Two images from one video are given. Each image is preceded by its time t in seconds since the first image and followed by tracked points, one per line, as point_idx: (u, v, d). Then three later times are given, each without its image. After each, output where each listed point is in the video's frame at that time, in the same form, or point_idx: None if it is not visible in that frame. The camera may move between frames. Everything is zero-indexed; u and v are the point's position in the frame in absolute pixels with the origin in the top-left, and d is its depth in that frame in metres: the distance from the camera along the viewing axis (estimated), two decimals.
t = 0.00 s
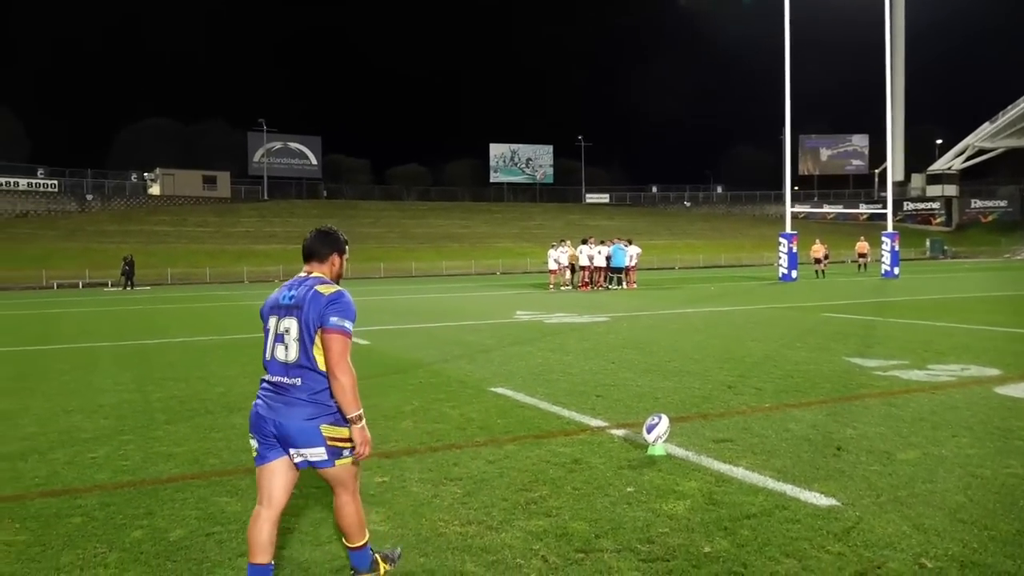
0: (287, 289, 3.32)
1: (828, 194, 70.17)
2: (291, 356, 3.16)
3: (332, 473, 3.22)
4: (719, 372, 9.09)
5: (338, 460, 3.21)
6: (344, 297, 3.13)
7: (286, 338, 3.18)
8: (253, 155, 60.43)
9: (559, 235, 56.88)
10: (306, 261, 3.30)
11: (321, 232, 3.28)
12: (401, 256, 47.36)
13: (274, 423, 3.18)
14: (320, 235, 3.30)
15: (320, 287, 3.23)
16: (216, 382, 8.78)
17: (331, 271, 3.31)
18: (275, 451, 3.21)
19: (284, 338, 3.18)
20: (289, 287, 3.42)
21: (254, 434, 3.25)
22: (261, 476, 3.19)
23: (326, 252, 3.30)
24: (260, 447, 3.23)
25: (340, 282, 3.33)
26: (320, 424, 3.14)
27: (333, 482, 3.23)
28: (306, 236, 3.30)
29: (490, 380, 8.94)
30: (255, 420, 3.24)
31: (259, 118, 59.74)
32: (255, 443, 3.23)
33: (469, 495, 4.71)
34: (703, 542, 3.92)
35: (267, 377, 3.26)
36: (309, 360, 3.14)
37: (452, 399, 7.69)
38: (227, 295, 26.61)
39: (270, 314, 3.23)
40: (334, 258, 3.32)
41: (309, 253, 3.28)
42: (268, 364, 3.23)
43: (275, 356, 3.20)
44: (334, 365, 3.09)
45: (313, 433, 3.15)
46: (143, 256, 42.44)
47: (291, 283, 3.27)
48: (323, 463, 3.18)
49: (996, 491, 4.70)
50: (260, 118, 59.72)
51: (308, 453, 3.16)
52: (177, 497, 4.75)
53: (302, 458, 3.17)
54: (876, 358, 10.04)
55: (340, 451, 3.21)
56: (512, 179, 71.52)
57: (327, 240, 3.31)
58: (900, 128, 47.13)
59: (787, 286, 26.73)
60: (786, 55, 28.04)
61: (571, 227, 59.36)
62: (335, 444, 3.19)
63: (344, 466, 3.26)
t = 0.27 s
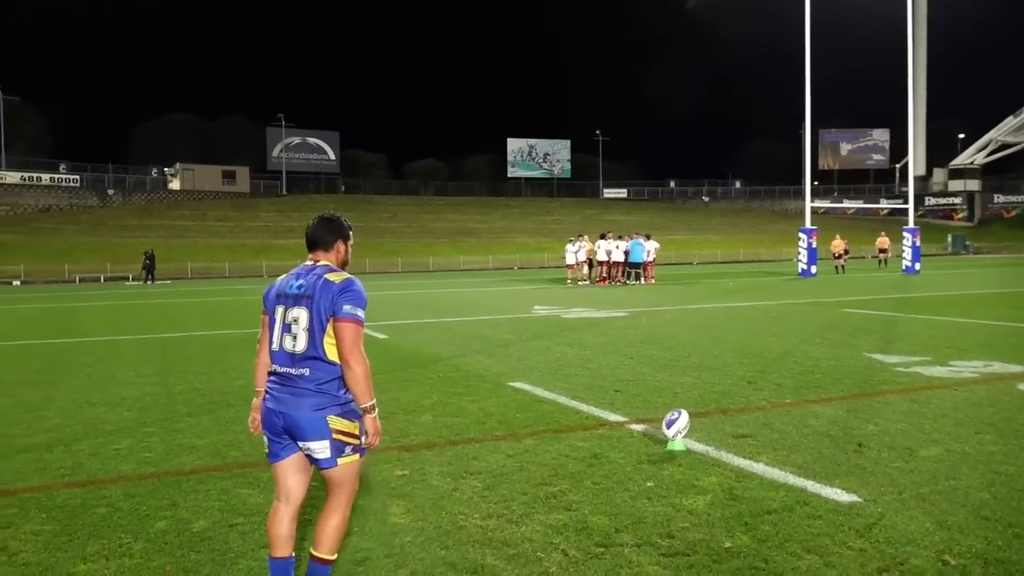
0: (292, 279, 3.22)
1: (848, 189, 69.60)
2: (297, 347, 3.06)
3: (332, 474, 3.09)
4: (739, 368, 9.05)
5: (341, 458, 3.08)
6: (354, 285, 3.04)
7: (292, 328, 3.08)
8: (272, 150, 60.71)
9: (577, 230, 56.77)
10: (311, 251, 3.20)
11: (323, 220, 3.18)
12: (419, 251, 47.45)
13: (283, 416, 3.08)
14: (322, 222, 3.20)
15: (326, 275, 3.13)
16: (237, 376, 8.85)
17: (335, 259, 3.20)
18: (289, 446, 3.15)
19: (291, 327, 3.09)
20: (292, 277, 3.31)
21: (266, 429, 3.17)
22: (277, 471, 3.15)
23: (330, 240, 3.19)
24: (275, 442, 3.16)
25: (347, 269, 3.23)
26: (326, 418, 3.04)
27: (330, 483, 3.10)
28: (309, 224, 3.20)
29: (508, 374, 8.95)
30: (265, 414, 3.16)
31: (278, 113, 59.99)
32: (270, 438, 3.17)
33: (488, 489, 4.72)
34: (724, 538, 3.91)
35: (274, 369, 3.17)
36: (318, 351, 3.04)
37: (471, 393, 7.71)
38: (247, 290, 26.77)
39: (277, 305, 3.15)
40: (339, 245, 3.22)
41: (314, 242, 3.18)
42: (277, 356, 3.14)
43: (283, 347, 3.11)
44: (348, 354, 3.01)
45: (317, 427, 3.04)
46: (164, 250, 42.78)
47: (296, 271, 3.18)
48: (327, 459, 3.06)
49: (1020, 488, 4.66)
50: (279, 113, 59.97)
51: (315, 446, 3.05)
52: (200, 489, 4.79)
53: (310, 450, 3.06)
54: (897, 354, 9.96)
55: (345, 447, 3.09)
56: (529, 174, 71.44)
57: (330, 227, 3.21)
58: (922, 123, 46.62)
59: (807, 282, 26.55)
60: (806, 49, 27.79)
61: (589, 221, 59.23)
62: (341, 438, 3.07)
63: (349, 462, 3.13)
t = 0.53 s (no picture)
0: (308, 273, 3.23)
1: (864, 184, 69.09)
2: (315, 341, 3.07)
3: (329, 476, 3.05)
4: (753, 364, 9.03)
5: (338, 462, 3.04)
6: (375, 280, 3.06)
7: (311, 322, 3.09)
8: (286, 146, 60.89)
9: (590, 225, 56.64)
10: (328, 245, 3.21)
11: (340, 214, 3.19)
12: (432, 246, 47.48)
13: (294, 413, 3.09)
14: (339, 216, 3.20)
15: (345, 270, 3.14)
16: (251, 370, 8.90)
17: (353, 252, 3.22)
18: (298, 442, 3.18)
19: (309, 322, 3.10)
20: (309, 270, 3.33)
21: (278, 425, 3.20)
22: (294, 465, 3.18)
23: (347, 234, 3.20)
24: (288, 437, 3.20)
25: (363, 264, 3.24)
26: (333, 419, 3.03)
27: (327, 484, 3.06)
28: (325, 218, 3.20)
29: (521, 369, 8.96)
30: (279, 409, 3.17)
31: (292, 109, 60.13)
32: (283, 433, 3.19)
33: (504, 483, 4.74)
34: (739, 534, 3.90)
35: (289, 364, 3.18)
36: (336, 349, 3.05)
37: (484, 388, 7.73)
38: (261, 285, 26.87)
39: (296, 299, 3.16)
40: (355, 240, 3.24)
41: (330, 237, 3.19)
42: (294, 352, 3.15)
43: (300, 341, 3.11)
44: (371, 350, 3.04)
45: (322, 426, 3.03)
46: (179, 246, 43.00)
47: (314, 265, 3.19)
48: (325, 459, 3.04)
49: None
50: (293, 109, 60.10)
51: (318, 445, 3.04)
52: (216, 482, 4.84)
53: (313, 449, 3.05)
54: (913, 350, 9.90)
55: (344, 451, 3.05)
56: (543, 169, 71.33)
57: (347, 221, 3.21)
58: (938, 117, 46.25)
59: (822, 277, 26.38)
60: (823, 42, 27.57)
61: (602, 217, 59.09)
62: (342, 441, 3.04)
63: (345, 469, 3.08)
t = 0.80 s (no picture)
0: (315, 270, 3.24)
1: (874, 182, 68.79)
2: (321, 340, 3.08)
3: (337, 470, 3.07)
4: (762, 362, 9.01)
5: (346, 457, 3.05)
6: (380, 278, 3.05)
7: (317, 320, 3.10)
8: (295, 142, 61.02)
9: (598, 222, 56.58)
10: (334, 241, 3.21)
11: (345, 211, 3.19)
12: (441, 243, 47.52)
13: (302, 409, 3.11)
14: (343, 212, 3.20)
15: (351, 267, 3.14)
16: (261, 366, 8.94)
17: (358, 250, 3.22)
18: (308, 437, 3.19)
19: (314, 320, 3.11)
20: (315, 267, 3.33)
21: (288, 420, 3.21)
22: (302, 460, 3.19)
23: (352, 229, 3.20)
24: (297, 432, 3.21)
25: (368, 260, 3.24)
26: (341, 415, 3.04)
27: (334, 480, 3.07)
28: (330, 215, 3.21)
29: (530, 366, 8.97)
30: (287, 405, 3.19)
31: (301, 105, 60.28)
32: (293, 428, 3.22)
33: (512, 480, 4.74)
34: (747, 531, 3.90)
35: (297, 362, 3.20)
36: (342, 347, 3.06)
37: (493, 385, 7.74)
38: (270, 281, 26.93)
39: (302, 297, 3.17)
40: (360, 236, 3.24)
41: (335, 233, 3.19)
42: (301, 349, 3.17)
43: (307, 339, 3.13)
44: (376, 349, 3.04)
45: (331, 422, 3.05)
46: (189, 242, 43.15)
47: (319, 263, 3.19)
48: (334, 454, 3.05)
49: None
50: (302, 105, 60.26)
51: (327, 441, 3.05)
52: (227, 476, 4.86)
53: (322, 444, 3.06)
54: (923, 349, 9.86)
55: (352, 447, 3.06)
56: (552, 166, 71.26)
57: (352, 217, 3.21)
58: (950, 114, 45.96)
59: (832, 275, 26.30)
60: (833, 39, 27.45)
61: (611, 214, 59.01)
62: (351, 437, 3.05)
63: (354, 463, 3.10)
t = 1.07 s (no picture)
0: (319, 266, 3.24)
1: (884, 179, 68.46)
2: (326, 336, 3.09)
3: (345, 465, 3.08)
4: (770, 359, 8.99)
5: (353, 451, 3.07)
6: (383, 274, 3.05)
7: (321, 317, 3.10)
8: (304, 139, 61.11)
9: (606, 219, 56.50)
10: (336, 237, 3.21)
11: (347, 207, 3.20)
12: (448, 239, 47.54)
13: (308, 404, 3.12)
14: (345, 208, 3.20)
15: (354, 263, 3.14)
16: (269, 361, 8.97)
17: (361, 247, 3.22)
18: (315, 432, 3.21)
19: (319, 316, 3.12)
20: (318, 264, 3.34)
21: (294, 415, 3.23)
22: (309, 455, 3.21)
23: (354, 225, 3.20)
24: (303, 427, 3.22)
25: (371, 255, 3.24)
26: (348, 410, 3.05)
27: (341, 474, 3.08)
28: (332, 211, 3.21)
29: (537, 363, 8.97)
30: (293, 400, 3.20)
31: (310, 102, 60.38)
32: (301, 422, 3.23)
33: (518, 476, 4.75)
34: (754, 529, 3.90)
35: (303, 358, 3.21)
36: (346, 342, 3.06)
37: (500, 381, 7.75)
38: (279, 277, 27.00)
39: (306, 293, 3.17)
40: (363, 232, 3.24)
41: (337, 229, 3.20)
42: (306, 345, 3.18)
43: (312, 335, 3.13)
44: (380, 344, 3.04)
45: (339, 416, 3.06)
46: (198, 238, 43.30)
47: (322, 260, 3.20)
48: (341, 448, 3.06)
49: None
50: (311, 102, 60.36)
51: (334, 435, 3.06)
52: (235, 471, 4.88)
53: (329, 439, 3.07)
54: (933, 347, 9.81)
55: (358, 442, 3.07)
56: (560, 163, 71.17)
57: (354, 213, 3.21)
58: (961, 111, 45.68)
59: (841, 273, 26.19)
60: (843, 36, 27.31)
61: (619, 211, 58.92)
62: (358, 431, 3.07)
63: (361, 457, 3.12)
